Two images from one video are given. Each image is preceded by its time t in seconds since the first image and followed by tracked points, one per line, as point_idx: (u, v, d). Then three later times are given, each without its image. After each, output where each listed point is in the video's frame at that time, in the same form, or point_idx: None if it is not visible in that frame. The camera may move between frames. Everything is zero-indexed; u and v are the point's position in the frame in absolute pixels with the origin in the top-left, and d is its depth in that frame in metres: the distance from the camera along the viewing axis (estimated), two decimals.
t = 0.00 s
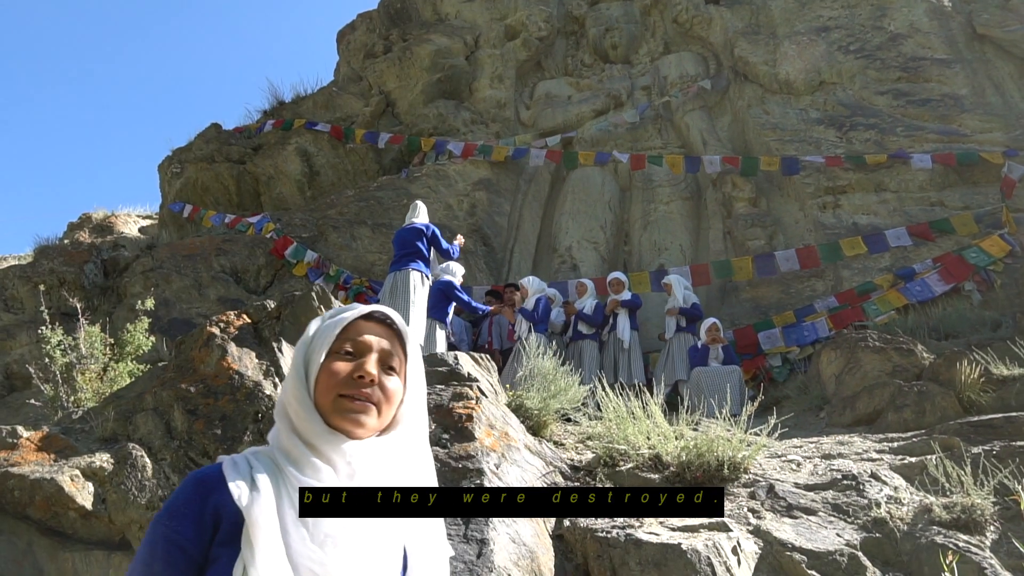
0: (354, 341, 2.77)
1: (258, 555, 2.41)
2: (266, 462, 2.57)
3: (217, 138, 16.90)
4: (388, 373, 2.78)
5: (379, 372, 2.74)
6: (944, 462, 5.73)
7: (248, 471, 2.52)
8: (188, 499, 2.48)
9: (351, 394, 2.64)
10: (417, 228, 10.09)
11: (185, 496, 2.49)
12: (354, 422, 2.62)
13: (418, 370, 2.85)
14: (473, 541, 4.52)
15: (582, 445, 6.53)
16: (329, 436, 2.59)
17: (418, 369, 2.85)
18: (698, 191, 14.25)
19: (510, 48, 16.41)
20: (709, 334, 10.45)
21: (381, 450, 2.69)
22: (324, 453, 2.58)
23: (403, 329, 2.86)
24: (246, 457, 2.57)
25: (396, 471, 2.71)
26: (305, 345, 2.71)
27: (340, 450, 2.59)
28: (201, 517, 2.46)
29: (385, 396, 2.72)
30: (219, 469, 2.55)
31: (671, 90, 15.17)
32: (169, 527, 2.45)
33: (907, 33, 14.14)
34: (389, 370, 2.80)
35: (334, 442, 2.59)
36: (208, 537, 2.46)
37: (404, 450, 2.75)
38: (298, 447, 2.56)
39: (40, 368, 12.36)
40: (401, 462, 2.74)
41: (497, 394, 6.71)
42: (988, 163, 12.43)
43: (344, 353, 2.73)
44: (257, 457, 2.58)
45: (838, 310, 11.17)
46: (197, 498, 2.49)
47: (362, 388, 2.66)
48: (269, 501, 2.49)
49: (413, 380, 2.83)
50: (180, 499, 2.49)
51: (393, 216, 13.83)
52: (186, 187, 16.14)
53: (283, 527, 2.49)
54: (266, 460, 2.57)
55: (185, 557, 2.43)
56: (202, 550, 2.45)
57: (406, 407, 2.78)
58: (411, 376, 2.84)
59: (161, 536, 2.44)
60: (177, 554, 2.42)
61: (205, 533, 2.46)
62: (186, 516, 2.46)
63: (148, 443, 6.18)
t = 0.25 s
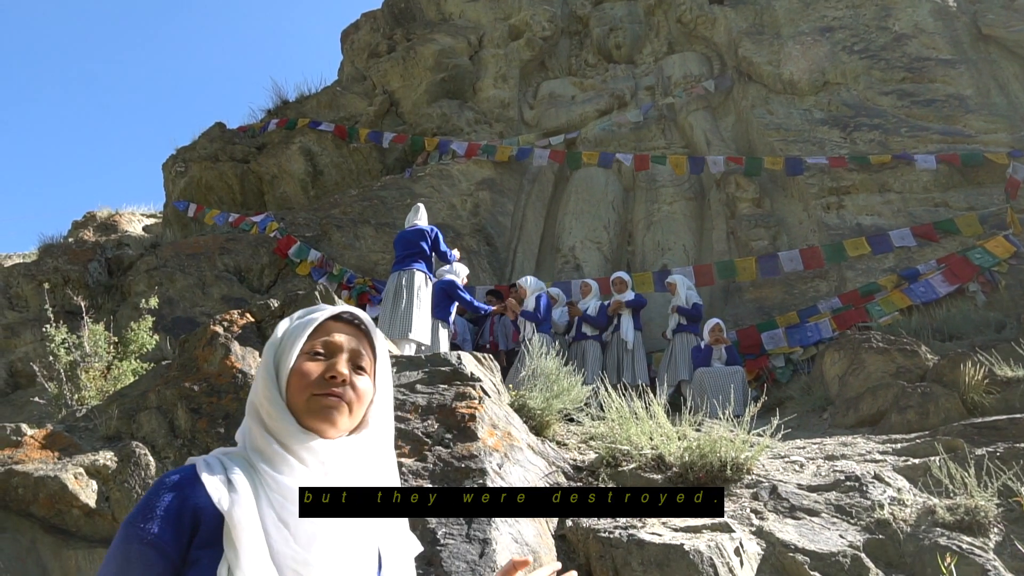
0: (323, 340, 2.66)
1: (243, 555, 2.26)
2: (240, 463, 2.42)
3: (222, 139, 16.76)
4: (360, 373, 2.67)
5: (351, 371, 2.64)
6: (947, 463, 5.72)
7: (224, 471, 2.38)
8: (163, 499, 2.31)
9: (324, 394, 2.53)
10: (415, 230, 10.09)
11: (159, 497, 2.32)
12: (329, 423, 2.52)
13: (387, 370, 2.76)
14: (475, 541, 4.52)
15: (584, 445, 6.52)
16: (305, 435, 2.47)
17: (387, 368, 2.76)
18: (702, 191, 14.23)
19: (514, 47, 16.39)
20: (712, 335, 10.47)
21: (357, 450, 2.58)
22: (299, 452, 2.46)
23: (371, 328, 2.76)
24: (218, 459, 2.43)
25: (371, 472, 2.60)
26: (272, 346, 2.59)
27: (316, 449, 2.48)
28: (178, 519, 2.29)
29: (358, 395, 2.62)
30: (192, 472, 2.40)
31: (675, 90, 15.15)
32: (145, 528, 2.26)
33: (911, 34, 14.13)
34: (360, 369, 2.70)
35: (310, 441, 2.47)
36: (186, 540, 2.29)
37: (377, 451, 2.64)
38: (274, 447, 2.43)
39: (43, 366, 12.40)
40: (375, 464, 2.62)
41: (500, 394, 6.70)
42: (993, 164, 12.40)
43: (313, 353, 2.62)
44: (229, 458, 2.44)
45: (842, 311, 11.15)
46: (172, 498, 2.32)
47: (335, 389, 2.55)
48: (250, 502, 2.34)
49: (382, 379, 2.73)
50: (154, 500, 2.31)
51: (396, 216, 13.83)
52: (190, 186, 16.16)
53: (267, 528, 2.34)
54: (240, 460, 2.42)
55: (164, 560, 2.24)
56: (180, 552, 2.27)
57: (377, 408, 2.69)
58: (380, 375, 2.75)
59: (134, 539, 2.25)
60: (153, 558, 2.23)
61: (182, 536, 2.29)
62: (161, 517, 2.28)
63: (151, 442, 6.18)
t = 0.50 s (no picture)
0: (303, 344, 2.73)
1: (230, 557, 2.34)
2: (226, 465, 2.51)
3: (224, 138, 16.84)
4: (341, 376, 2.74)
5: (331, 375, 2.71)
6: (953, 462, 5.71)
7: (212, 474, 2.46)
8: (153, 502, 2.40)
9: (302, 398, 2.61)
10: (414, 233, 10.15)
11: (150, 500, 2.40)
12: (307, 426, 2.59)
13: (372, 368, 2.82)
14: (479, 541, 4.51)
15: (588, 445, 6.51)
16: (285, 438, 2.57)
17: (372, 369, 2.81)
18: (705, 190, 14.21)
19: (516, 47, 16.38)
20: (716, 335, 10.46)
21: (340, 450, 2.65)
22: (281, 455, 2.55)
23: (355, 329, 2.83)
24: (206, 461, 2.51)
25: (359, 472, 2.67)
26: (253, 352, 2.69)
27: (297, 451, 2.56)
28: (168, 522, 2.39)
29: (338, 396, 2.69)
30: (181, 475, 2.48)
31: (678, 89, 15.14)
32: (136, 531, 2.35)
33: (915, 32, 14.10)
34: (342, 370, 2.76)
35: (291, 445, 2.56)
36: (176, 543, 2.38)
37: (364, 451, 2.72)
38: (255, 451, 2.52)
39: (48, 367, 12.42)
40: (363, 465, 2.70)
41: (504, 394, 6.69)
42: (998, 162, 12.37)
43: (293, 358, 2.70)
44: (216, 459, 2.53)
45: (846, 311, 11.15)
46: (163, 502, 2.41)
47: (312, 392, 2.63)
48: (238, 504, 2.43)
49: (367, 379, 2.79)
50: (146, 502, 2.40)
51: (400, 216, 13.83)
52: (194, 187, 16.16)
53: (256, 530, 2.42)
54: (228, 463, 2.51)
55: (154, 563, 2.34)
56: (170, 554, 2.37)
57: (362, 409, 2.75)
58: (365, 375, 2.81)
59: (126, 542, 2.34)
60: (144, 559, 2.33)
61: (172, 540, 2.38)
62: (153, 521, 2.37)
63: (156, 442, 6.19)
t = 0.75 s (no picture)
0: (299, 344, 2.69)
1: (229, 556, 2.32)
2: (226, 465, 2.48)
3: (228, 137, 16.85)
4: (338, 373, 2.69)
5: (328, 372, 2.66)
6: (958, 462, 5.71)
7: (211, 474, 2.43)
8: (152, 502, 2.37)
9: (298, 396, 2.56)
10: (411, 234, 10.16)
11: (150, 500, 2.38)
12: (304, 425, 2.55)
13: (371, 364, 2.77)
14: (483, 539, 4.52)
15: (592, 445, 6.51)
16: (282, 438, 2.53)
17: (371, 365, 2.75)
18: (709, 189, 14.19)
19: (520, 46, 16.38)
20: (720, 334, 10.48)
21: (340, 448, 2.61)
22: (279, 455, 2.51)
23: (351, 326, 2.77)
24: (206, 461, 2.48)
25: (359, 471, 2.63)
26: (249, 354, 2.65)
27: (295, 450, 2.53)
28: (167, 521, 2.36)
29: (336, 394, 2.65)
30: (180, 474, 2.45)
31: (682, 88, 15.12)
32: (135, 531, 2.33)
33: (920, 31, 14.08)
34: (339, 368, 2.72)
35: (288, 445, 2.52)
36: (175, 542, 2.36)
37: (364, 450, 2.67)
38: (254, 450, 2.49)
39: (53, 365, 12.46)
40: (364, 462, 2.66)
41: (508, 393, 6.70)
42: (1003, 161, 12.34)
43: (289, 357, 2.66)
44: (216, 459, 2.50)
45: (850, 310, 11.15)
46: (162, 501, 2.38)
47: (309, 390, 2.58)
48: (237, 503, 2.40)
49: (366, 376, 2.73)
50: (145, 502, 2.38)
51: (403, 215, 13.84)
52: (197, 186, 16.18)
53: (254, 530, 2.39)
54: (227, 462, 2.47)
55: (154, 562, 2.31)
56: (170, 554, 2.34)
57: (363, 406, 2.70)
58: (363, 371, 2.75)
59: (126, 541, 2.32)
60: (143, 559, 2.30)
61: (172, 538, 2.36)
62: (152, 520, 2.35)
63: (160, 440, 6.20)
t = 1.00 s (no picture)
0: (305, 337, 2.49)
1: (231, 557, 2.14)
2: (232, 462, 2.30)
3: (231, 136, 16.83)
4: (345, 367, 2.50)
5: (335, 366, 2.47)
6: (962, 460, 5.70)
7: (218, 472, 2.25)
8: (155, 500, 2.18)
9: (305, 391, 2.38)
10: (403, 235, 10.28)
11: (151, 498, 2.19)
12: (310, 421, 2.36)
13: (379, 357, 2.58)
14: (487, 537, 4.51)
15: (596, 443, 6.50)
16: (291, 434, 2.34)
17: (377, 358, 2.57)
18: (713, 187, 14.17)
19: (524, 44, 16.36)
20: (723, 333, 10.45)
21: (348, 445, 2.42)
22: (288, 452, 2.32)
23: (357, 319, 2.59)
24: (212, 459, 2.30)
25: (367, 469, 2.45)
26: (253, 349, 2.46)
27: (304, 445, 2.34)
28: (173, 518, 2.17)
29: (344, 389, 2.46)
30: (185, 471, 2.27)
31: (686, 87, 15.10)
32: (138, 531, 2.14)
33: (924, 28, 14.06)
34: (347, 362, 2.52)
35: (297, 440, 2.34)
36: (180, 541, 2.17)
37: (373, 447, 2.48)
38: (261, 448, 2.31)
39: (58, 364, 12.51)
40: (373, 460, 2.47)
41: (511, 391, 6.69)
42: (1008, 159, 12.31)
43: (294, 352, 2.46)
44: (221, 457, 2.31)
45: (855, 309, 11.13)
46: (167, 498, 2.19)
47: (316, 385, 2.39)
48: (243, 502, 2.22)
49: (373, 369, 2.55)
50: (147, 500, 2.19)
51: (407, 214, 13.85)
52: (201, 185, 16.19)
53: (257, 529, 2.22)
54: (232, 460, 2.29)
55: (158, 562, 2.12)
56: (175, 552, 2.16)
57: (370, 400, 2.51)
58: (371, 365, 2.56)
59: (129, 540, 2.13)
60: (146, 558, 2.11)
61: (177, 536, 2.17)
62: (157, 518, 2.16)
63: (165, 439, 6.22)
